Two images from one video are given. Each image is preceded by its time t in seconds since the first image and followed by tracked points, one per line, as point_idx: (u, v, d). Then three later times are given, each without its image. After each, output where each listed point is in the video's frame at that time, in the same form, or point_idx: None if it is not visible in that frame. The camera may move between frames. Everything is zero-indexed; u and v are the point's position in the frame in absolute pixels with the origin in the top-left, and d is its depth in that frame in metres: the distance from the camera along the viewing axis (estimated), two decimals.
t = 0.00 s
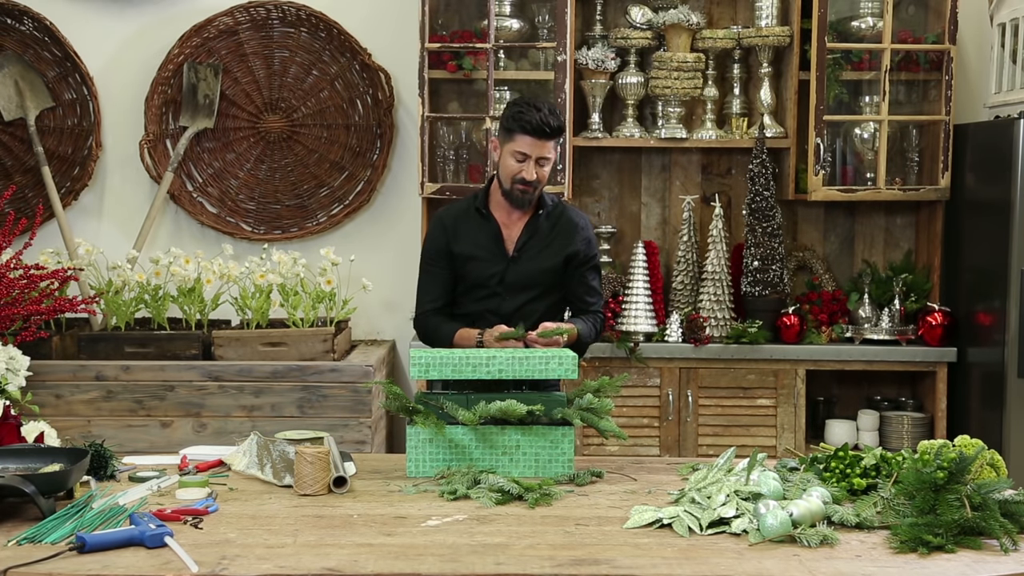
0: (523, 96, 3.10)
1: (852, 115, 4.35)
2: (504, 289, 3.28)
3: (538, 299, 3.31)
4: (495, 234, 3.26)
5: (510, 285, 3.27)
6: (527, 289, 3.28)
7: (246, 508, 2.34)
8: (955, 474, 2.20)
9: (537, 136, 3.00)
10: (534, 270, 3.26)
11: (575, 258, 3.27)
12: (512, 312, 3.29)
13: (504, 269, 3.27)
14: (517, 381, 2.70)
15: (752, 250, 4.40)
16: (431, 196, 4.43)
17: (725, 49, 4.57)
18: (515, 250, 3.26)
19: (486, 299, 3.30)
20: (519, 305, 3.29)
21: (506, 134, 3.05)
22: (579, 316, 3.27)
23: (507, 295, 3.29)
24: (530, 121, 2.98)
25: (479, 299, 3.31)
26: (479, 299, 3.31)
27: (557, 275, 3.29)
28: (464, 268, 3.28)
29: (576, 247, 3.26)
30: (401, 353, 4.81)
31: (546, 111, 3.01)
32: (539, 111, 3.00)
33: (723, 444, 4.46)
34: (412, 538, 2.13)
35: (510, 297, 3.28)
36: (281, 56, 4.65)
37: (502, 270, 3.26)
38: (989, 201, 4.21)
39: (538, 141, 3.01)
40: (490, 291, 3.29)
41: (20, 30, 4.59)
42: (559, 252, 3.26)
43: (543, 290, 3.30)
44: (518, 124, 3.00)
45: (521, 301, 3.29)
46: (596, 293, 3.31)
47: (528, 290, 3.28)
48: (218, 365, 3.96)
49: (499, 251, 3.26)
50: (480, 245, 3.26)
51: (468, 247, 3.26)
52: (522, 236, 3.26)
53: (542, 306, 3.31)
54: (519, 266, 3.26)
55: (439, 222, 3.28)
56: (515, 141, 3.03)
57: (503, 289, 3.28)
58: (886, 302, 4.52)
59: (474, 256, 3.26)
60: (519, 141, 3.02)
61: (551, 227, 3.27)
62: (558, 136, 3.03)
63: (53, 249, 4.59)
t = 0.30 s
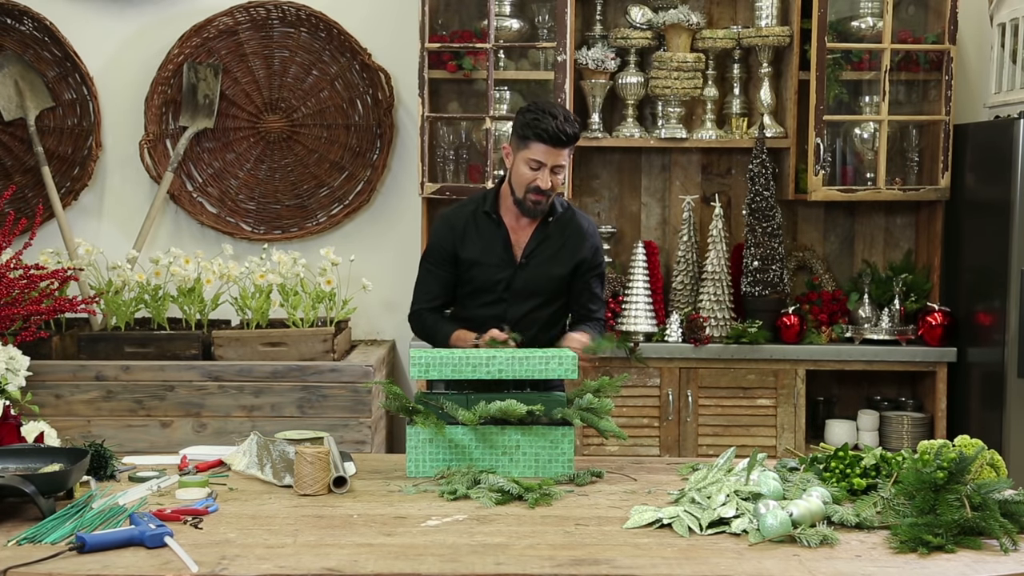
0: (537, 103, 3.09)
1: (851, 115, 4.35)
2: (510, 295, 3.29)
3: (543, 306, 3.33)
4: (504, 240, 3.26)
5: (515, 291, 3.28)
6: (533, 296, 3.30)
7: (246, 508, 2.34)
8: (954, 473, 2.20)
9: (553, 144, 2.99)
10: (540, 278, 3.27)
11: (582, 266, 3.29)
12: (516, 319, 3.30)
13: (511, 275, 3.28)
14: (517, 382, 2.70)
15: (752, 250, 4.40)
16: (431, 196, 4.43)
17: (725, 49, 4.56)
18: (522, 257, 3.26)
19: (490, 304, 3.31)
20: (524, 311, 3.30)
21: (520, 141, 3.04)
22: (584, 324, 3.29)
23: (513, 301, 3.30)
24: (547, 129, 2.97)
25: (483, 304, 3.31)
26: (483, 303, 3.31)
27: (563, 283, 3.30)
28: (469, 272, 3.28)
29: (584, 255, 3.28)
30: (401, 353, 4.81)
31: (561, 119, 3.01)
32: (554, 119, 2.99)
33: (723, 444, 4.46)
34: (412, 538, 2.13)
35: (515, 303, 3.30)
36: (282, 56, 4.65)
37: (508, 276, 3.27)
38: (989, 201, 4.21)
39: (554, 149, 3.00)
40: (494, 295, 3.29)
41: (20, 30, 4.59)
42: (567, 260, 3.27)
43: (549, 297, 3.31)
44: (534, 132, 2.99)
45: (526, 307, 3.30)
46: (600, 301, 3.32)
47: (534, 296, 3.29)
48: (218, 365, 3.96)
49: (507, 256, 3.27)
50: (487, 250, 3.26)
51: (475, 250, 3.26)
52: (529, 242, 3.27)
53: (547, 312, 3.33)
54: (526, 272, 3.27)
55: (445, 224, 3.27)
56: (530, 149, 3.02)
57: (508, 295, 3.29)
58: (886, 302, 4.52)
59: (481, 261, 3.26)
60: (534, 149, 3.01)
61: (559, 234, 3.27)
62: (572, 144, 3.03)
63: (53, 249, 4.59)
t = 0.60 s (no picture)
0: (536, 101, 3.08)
1: (851, 115, 4.35)
2: (509, 297, 3.29)
3: (544, 307, 3.32)
4: (502, 242, 3.25)
5: (515, 293, 3.28)
6: (533, 298, 3.29)
7: (246, 508, 2.34)
8: (955, 473, 2.20)
9: (548, 138, 2.96)
10: (540, 281, 3.26)
11: (583, 269, 3.26)
12: (516, 320, 3.30)
13: (510, 277, 3.27)
14: (517, 382, 2.70)
15: (752, 250, 4.40)
16: (431, 196, 4.43)
17: (725, 49, 4.57)
18: (521, 260, 3.25)
19: (490, 305, 3.32)
20: (524, 313, 3.30)
21: (517, 137, 3.02)
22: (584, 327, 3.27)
23: (512, 303, 3.30)
24: (542, 122, 2.94)
25: (483, 305, 3.32)
26: (482, 304, 3.32)
27: (564, 285, 3.29)
28: (467, 273, 3.29)
29: (584, 259, 3.25)
30: (400, 353, 4.81)
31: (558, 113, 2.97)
32: (550, 113, 2.96)
33: (723, 444, 4.46)
34: (412, 538, 2.13)
35: (515, 305, 3.30)
36: (281, 56, 4.65)
37: (507, 279, 3.27)
38: (989, 201, 4.21)
39: (549, 143, 2.97)
40: (494, 297, 3.30)
41: (20, 30, 4.59)
42: (567, 263, 3.25)
43: (549, 299, 3.30)
44: (529, 126, 2.96)
45: (527, 309, 3.30)
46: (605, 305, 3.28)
47: (534, 298, 3.29)
48: (218, 365, 3.96)
49: (506, 258, 3.26)
50: (485, 252, 3.26)
51: (472, 252, 3.27)
52: (529, 245, 3.25)
53: (547, 314, 3.32)
54: (525, 275, 3.26)
55: (444, 225, 3.28)
56: (527, 143, 2.99)
57: (508, 296, 3.29)
58: (886, 302, 4.52)
59: (479, 263, 3.27)
60: (530, 143, 2.98)
61: (559, 237, 3.25)
62: (570, 139, 2.98)
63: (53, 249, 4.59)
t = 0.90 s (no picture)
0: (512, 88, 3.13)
1: (851, 115, 4.35)
2: (504, 292, 3.28)
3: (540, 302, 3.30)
4: (494, 236, 3.27)
5: (509, 287, 3.27)
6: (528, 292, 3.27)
7: (246, 508, 2.34)
8: (955, 473, 2.20)
9: (525, 115, 3.00)
10: (533, 272, 3.25)
11: (575, 258, 3.26)
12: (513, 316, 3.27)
13: (503, 271, 3.27)
14: (517, 382, 2.70)
15: (752, 250, 4.40)
16: (431, 196, 4.43)
17: (725, 49, 4.57)
18: (513, 252, 3.26)
19: (486, 302, 3.30)
20: (520, 308, 3.27)
21: (495, 121, 3.06)
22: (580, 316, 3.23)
23: (508, 298, 3.28)
24: (517, 100, 2.99)
25: (480, 303, 3.31)
26: (479, 302, 3.31)
27: (557, 276, 3.27)
28: (462, 271, 3.29)
29: (575, 247, 3.25)
30: (400, 353, 4.81)
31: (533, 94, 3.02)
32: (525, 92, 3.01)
33: (723, 444, 4.46)
34: (412, 539, 2.13)
35: (511, 300, 3.28)
36: (281, 56, 4.65)
37: (501, 272, 3.26)
38: (989, 201, 4.21)
39: (527, 120, 3.01)
40: (489, 293, 3.29)
41: (20, 30, 4.59)
42: (558, 252, 3.25)
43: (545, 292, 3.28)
44: (505, 106, 3.01)
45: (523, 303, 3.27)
46: (598, 293, 3.26)
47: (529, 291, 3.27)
48: (218, 365, 3.96)
49: (498, 252, 3.27)
50: (478, 247, 3.28)
51: (465, 248, 3.28)
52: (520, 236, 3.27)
53: (543, 308, 3.30)
54: (518, 267, 3.26)
55: (437, 225, 3.31)
56: (504, 124, 3.03)
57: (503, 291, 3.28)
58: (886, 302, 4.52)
59: (472, 258, 3.27)
60: (508, 123, 3.02)
61: (549, 227, 3.27)
62: (546, 116, 3.03)
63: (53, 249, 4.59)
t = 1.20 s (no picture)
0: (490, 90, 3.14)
1: (851, 115, 4.35)
2: (498, 287, 3.28)
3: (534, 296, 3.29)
4: (486, 231, 3.28)
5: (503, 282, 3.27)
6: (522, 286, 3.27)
7: (246, 508, 2.34)
8: (954, 474, 2.19)
9: (505, 114, 3.00)
10: (526, 266, 3.25)
11: (566, 251, 3.26)
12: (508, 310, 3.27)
13: (497, 266, 3.27)
14: (517, 382, 2.70)
15: (752, 250, 4.40)
16: (431, 196, 4.43)
17: (724, 49, 4.57)
18: (506, 246, 3.26)
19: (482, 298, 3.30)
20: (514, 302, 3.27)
21: (476, 124, 3.07)
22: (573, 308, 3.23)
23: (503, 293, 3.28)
24: (495, 101, 2.99)
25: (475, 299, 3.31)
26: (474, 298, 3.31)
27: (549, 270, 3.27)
28: (457, 267, 3.29)
29: (565, 240, 3.25)
30: (400, 353, 4.81)
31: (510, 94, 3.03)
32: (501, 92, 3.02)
33: (723, 444, 4.46)
34: (412, 539, 2.13)
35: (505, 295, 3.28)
36: (281, 56, 4.65)
37: (494, 267, 3.27)
38: (989, 201, 4.21)
39: (507, 119, 3.01)
40: (484, 289, 3.29)
41: (20, 30, 4.59)
42: (549, 246, 3.26)
43: (538, 287, 3.28)
44: (484, 108, 3.02)
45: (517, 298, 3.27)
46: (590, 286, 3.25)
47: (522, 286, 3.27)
48: (218, 365, 3.96)
49: (492, 248, 3.27)
50: (471, 243, 3.28)
51: (459, 245, 3.29)
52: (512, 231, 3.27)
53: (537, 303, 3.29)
54: (511, 261, 3.26)
55: (431, 223, 3.32)
56: (485, 125, 3.03)
57: (498, 286, 3.28)
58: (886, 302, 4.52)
59: (466, 254, 3.28)
60: (489, 124, 3.03)
61: (540, 221, 3.28)
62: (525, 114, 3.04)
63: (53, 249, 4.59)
